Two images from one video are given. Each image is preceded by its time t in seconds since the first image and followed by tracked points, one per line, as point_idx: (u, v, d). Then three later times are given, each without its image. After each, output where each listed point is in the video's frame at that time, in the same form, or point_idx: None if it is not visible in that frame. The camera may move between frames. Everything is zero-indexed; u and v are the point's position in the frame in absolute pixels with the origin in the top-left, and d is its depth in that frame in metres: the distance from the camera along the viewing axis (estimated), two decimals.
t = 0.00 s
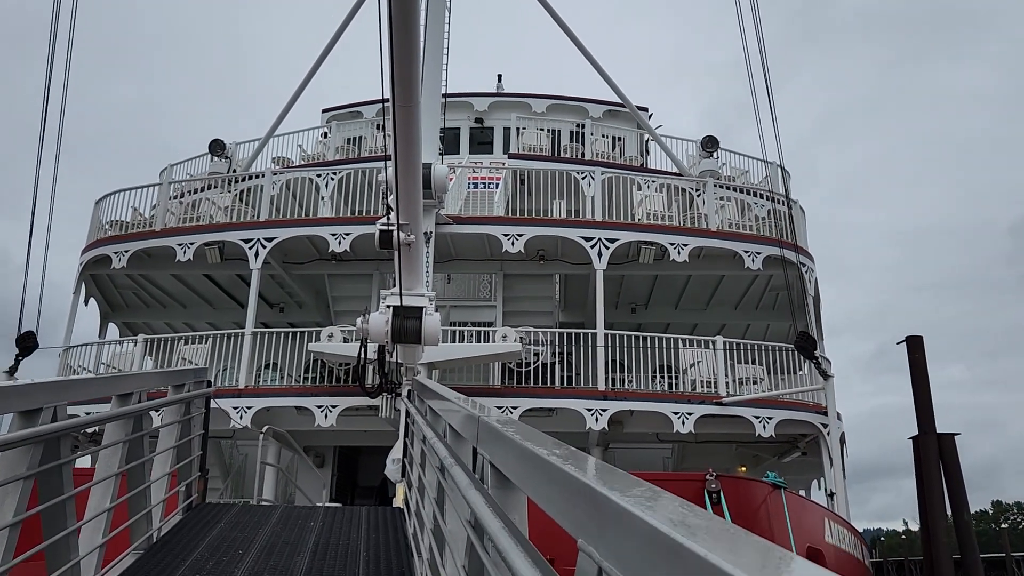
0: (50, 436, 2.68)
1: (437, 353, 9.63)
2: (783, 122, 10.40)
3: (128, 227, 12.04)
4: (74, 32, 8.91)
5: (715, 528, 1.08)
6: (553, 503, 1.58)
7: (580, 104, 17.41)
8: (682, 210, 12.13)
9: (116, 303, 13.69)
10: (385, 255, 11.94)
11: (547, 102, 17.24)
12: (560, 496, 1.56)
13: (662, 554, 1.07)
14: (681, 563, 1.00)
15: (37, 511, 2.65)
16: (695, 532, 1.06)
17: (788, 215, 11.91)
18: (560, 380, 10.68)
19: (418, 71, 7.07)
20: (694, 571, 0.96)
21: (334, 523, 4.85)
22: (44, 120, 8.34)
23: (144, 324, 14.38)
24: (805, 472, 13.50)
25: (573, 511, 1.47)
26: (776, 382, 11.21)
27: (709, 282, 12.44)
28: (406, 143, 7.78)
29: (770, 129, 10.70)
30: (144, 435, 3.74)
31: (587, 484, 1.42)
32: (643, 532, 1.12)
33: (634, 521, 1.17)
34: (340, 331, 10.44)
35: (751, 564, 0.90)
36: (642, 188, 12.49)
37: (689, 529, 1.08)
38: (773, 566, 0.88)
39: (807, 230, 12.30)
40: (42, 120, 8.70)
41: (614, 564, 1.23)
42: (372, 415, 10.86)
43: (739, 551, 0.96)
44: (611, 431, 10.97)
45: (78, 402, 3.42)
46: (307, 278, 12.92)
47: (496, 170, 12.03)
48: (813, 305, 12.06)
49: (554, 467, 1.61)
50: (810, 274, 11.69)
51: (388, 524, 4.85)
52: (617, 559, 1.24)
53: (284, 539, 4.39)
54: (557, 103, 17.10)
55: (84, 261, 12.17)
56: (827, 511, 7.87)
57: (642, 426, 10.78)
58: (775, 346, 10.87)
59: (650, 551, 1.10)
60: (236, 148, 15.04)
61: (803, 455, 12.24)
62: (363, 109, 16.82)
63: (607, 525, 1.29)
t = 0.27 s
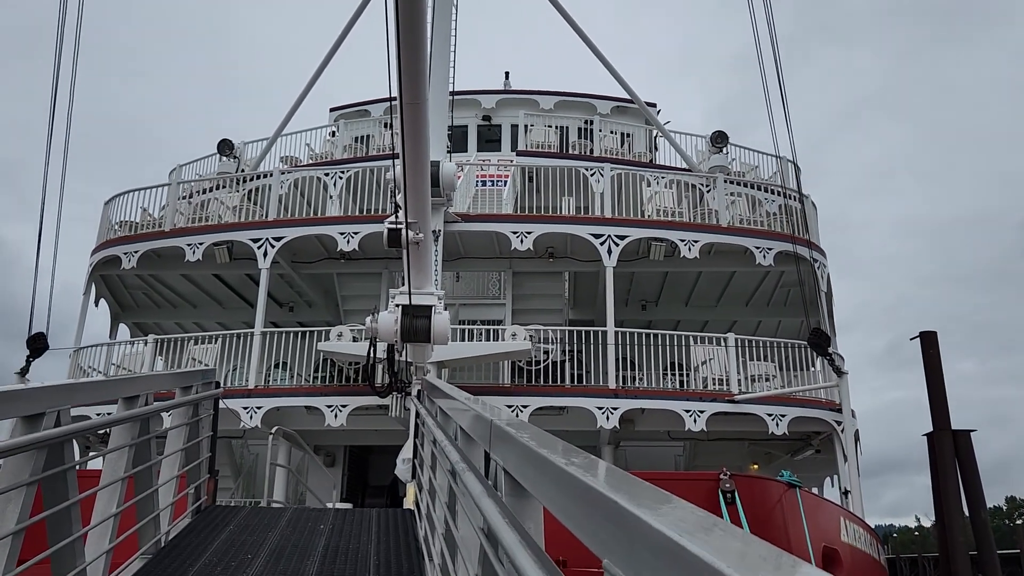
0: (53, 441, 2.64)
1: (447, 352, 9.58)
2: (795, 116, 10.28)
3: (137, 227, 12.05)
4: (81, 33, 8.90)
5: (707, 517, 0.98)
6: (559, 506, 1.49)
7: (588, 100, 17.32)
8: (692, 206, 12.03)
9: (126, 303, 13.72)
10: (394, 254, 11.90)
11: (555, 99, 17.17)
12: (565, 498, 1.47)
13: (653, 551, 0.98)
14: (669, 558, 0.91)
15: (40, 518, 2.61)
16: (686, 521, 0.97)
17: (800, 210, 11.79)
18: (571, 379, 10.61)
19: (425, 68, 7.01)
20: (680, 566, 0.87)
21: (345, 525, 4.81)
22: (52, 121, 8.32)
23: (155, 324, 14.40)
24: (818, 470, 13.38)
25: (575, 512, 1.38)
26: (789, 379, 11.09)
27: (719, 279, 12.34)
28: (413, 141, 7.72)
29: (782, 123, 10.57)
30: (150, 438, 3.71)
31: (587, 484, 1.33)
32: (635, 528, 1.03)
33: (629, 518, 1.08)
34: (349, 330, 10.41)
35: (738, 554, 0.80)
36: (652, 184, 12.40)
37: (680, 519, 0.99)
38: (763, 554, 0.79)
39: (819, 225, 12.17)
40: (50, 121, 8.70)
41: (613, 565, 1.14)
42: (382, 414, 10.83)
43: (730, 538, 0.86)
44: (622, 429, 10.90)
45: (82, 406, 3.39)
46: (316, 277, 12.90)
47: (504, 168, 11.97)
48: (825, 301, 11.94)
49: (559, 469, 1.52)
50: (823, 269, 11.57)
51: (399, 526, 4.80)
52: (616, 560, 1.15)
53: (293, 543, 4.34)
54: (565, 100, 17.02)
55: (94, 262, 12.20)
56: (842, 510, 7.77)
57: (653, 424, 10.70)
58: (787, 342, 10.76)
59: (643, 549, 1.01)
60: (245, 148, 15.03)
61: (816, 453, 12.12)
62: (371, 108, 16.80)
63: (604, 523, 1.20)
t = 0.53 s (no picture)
0: (48, 436, 2.58)
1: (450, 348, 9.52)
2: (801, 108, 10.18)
3: (138, 224, 11.98)
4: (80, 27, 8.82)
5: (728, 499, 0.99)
6: (573, 494, 1.49)
7: (590, 95, 17.24)
8: (696, 201, 11.94)
9: (128, 300, 13.67)
10: (396, 249, 11.83)
11: (557, 93, 17.09)
12: (580, 487, 1.47)
13: (676, 534, 0.98)
14: (694, 542, 0.90)
15: (36, 515, 2.55)
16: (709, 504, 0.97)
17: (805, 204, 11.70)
18: (575, 374, 10.54)
19: (428, 60, 6.92)
20: (706, 550, 0.86)
21: (349, 522, 4.75)
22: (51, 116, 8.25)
23: (157, 321, 14.35)
24: (823, 465, 13.30)
25: (590, 500, 1.38)
26: (795, 373, 11.01)
27: (724, 273, 12.26)
28: (416, 135, 7.64)
29: (787, 116, 10.47)
30: (150, 434, 3.65)
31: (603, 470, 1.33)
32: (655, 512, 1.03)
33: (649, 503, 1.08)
34: (352, 327, 10.34)
35: (766, 537, 0.81)
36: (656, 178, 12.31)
37: (703, 502, 0.99)
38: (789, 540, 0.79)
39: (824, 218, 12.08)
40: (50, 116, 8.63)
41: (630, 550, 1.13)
42: (386, 411, 10.77)
43: (757, 521, 0.87)
44: (627, 425, 10.83)
45: (80, 401, 3.33)
46: (318, 273, 12.84)
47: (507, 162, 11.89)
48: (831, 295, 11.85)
49: (573, 458, 1.52)
50: (829, 263, 11.47)
51: (404, 522, 4.74)
52: (634, 546, 1.15)
53: (297, 540, 4.28)
54: (567, 94, 16.92)
55: (95, 259, 12.14)
56: (852, 505, 7.72)
57: (658, 420, 10.63)
58: (793, 337, 10.68)
59: (663, 533, 1.01)
60: (246, 144, 14.96)
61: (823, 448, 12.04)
62: (372, 104, 16.73)
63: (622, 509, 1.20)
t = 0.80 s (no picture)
0: (33, 441, 2.46)
1: (449, 346, 9.40)
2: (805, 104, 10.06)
3: (132, 221, 11.82)
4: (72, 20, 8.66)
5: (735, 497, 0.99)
6: (576, 489, 1.48)
7: (589, 91, 17.12)
8: (697, 197, 11.83)
9: (122, 299, 13.51)
10: (394, 246, 11.69)
11: (556, 90, 16.96)
12: (583, 482, 1.46)
13: (683, 532, 0.97)
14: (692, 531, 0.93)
15: (19, 524, 2.42)
16: (717, 502, 0.97)
17: (805, 201, 11.61)
18: (574, 373, 10.43)
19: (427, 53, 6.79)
20: (704, 542, 0.89)
21: (349, 524, 4.62)
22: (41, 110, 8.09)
23: (151, 320, 14.19)
24: (824, 463, 13.20)
25: (593, 495, 1.37)
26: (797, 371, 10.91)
27: (725, 270, 12.15)
28: (415, 129, 7.50)
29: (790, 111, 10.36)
30: (143, 434, 3.52)
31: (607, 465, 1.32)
32: (662, 508, 1.02)
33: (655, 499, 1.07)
34: (350, 324, 10.20)
35: (779, 538, 0.80)
36: (655, 175, 12.20)
37: (710, 499, 0.99)
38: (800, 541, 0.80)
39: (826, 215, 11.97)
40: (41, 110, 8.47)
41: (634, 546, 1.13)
42: (384, 410, 10.64)
43: (769, 521, 0.86)
44: (628, 424, 10.71)
45: (70, 401, 3.20)
46: (315, 271, 12.69)
47: (505, 159, 11.76)
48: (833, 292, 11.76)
49: (577, 453, 1.51)
50: (830, 260, 11.37)
51: (404, 524, 4.62)
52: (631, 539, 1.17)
53: (295, 544, 4.14)
54: (566, 91, 16.80)
55: (88, 256, 11.98)
56: (857, 505, 7.62)
57: (659, 419, 10.52)
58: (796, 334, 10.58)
59: (670, 530, 1.01)
60: (241, 140, 14.79)
61: (824, 446, 11.93)
62: (369, 100, 16.58)
63: (625, 504, 1.19)
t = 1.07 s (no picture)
0: (17, 446, 2.34)
1: (447, 343, 9.28)
2: (807, 97, 9.94)
3: (126, 216, 11.67)
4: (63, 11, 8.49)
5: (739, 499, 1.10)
6: (581, 490, 1.56)
7: (587, 85, 16.97)
8: (697, 191, 11.73)
9: (116, 295, 13.36)
10: (391, 241, 11.57)
11: (553, 83, 16.81)
12: (590, 484, 1.52)
13: (702, 539, 1.04)
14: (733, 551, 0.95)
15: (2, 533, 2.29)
16: (733, 512, 1.04)
17: (806, 195, 11.51)
18: (574, 369, 10.33)
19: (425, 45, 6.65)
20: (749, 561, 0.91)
21: (348, 526, 4.51)
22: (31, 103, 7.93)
23: (145, 316, 14.05)
24: (824, 459, 13.14)
25: (603, 498, 1.46)
26: (797, 367, 10.84)
27: (725, 265, 12.06)
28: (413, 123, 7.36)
29: (791, 105, 10.24)
30: (135, 437, 3.41)
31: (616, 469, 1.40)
32: (676, 514, 1.11)
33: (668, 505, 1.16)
34: (346, 321, 10.08)
35: (785, 541, 0.90)
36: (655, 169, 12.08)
37: (749, 518, 1.00)
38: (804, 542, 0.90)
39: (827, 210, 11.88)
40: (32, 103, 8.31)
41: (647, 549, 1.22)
42: (381, 407, 10.53)
43: (777, 526, 0.95)
44: (628, 420, 10.62)
45: (59, 403, 3.08)
46: (311, 266, 12.55)
47: (503, 153, 11.63)
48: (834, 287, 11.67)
49: (582, 454, 1.58)
50: (832, 255, 11.28)
51: (405, 526, 4.52)
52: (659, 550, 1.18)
53: (292, 548, 4.02)
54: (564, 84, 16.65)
55: (81, 252, 11.83)
56: (862, 503, 7.55)
57: (660, 415, 10.43)
58: (798, 330, 10.49)
59: (685, 536, 1.10)
60: (236, 134, 14.63)
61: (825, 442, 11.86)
62: (365, 94, 16.41)
63: (638, 509, 1.28)
